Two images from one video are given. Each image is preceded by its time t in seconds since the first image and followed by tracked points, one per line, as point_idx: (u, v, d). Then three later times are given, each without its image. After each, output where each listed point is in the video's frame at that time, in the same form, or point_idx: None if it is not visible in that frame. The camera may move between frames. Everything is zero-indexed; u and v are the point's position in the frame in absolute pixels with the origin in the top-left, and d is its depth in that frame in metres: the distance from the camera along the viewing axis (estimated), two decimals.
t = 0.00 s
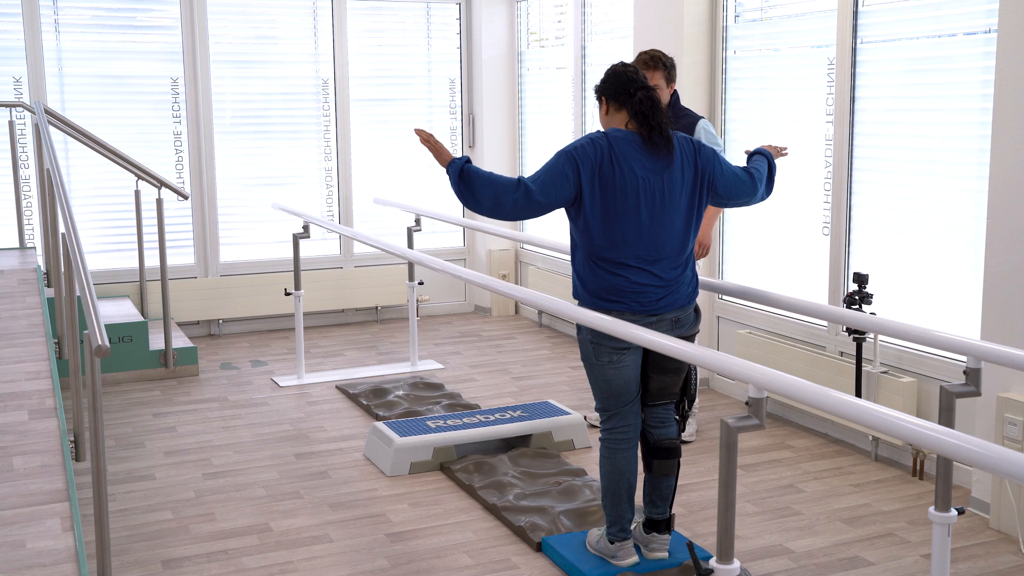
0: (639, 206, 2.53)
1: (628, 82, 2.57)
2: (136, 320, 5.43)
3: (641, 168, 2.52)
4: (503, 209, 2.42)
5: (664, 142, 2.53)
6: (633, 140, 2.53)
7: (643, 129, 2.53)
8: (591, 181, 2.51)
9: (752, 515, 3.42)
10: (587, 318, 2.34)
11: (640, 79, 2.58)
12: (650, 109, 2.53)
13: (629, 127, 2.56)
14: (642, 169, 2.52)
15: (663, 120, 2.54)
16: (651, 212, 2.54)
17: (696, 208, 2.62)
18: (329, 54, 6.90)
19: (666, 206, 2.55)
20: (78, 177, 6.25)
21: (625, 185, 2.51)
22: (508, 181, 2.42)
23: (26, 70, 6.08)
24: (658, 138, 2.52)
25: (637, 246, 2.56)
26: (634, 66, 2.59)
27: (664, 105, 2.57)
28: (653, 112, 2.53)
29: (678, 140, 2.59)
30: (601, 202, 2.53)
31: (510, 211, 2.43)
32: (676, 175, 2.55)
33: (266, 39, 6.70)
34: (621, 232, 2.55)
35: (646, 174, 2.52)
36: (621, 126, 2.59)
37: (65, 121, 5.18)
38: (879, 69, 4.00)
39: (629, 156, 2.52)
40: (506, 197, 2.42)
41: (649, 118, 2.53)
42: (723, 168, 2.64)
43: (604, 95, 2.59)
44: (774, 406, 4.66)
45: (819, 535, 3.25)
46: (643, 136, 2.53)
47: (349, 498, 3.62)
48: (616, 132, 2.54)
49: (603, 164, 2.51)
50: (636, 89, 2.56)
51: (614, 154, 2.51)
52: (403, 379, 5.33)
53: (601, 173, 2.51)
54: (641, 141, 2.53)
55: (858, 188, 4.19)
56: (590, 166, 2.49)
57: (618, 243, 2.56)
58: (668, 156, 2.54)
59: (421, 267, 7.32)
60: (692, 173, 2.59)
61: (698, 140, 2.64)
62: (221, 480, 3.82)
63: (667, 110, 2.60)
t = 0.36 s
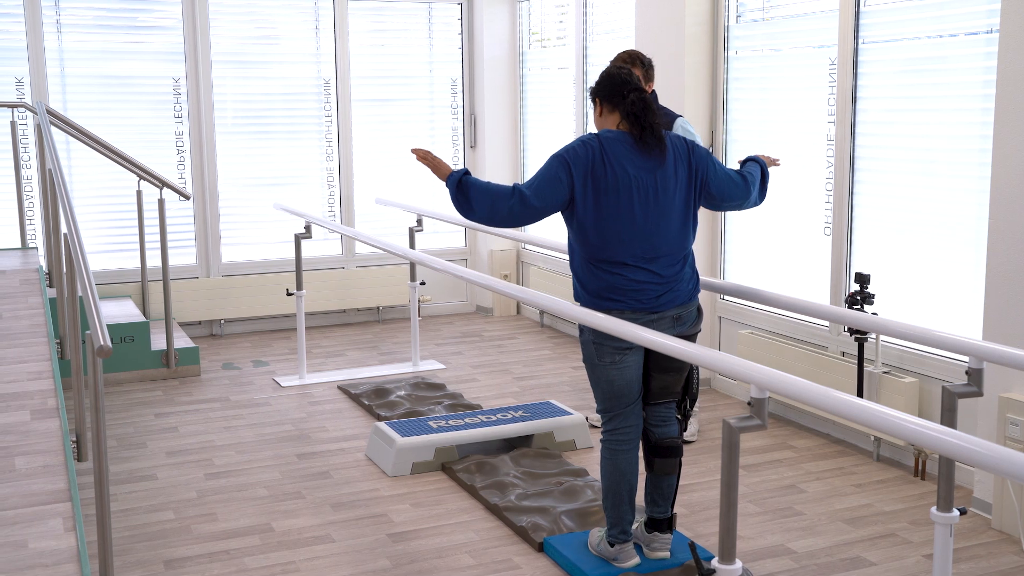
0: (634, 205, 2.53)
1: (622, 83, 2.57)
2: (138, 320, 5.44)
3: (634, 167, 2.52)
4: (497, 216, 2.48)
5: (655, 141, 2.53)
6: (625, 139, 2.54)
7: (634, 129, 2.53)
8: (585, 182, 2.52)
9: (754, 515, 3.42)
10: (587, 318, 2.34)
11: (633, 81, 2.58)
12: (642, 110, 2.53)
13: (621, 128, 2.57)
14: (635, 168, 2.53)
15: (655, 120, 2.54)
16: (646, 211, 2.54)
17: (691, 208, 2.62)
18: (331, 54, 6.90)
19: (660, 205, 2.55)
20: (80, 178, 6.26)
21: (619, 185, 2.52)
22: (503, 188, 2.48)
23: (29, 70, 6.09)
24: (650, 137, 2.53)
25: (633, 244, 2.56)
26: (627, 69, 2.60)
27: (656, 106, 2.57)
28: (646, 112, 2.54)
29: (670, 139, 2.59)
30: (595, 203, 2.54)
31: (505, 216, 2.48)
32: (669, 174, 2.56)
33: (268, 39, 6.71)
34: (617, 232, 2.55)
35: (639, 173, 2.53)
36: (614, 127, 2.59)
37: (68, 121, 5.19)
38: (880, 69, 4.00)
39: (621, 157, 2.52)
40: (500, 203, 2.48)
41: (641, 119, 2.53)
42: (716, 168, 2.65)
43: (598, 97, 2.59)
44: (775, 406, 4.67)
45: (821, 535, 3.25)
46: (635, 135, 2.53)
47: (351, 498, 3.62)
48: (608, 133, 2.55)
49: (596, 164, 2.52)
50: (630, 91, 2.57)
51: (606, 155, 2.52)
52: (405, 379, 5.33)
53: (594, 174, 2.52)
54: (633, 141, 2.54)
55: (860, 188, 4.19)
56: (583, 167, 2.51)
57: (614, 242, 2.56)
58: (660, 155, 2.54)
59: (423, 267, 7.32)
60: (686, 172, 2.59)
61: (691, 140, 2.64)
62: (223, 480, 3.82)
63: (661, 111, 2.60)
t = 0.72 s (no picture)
0: (638, 209, 2.55)
1: (626, 88, 2.62)
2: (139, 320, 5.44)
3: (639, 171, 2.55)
4: (529, 254, 2.58)
5: (659, 145, 2.57)
6: (630, 143, 2.57)
7: (639, 132, 2.57)
8: (592, 187, 2.54)
9: (756, 515, 3.42)
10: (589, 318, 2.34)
11: (638, 86, 2.64)
12: (647, 114, 2.58)
13: (625, 131, 2.60)
14: (640, 172, 2.55)
15: (659, 124, 2.59)
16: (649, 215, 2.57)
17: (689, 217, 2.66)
18: (332, 54, 6.91)
19: (662, 209, 2.58)
20: (82, 178, 6.26)
21: (624, 188, 2.54)
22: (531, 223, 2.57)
23: (30, 70, 6.09)
24: (654, 142, 2.57)
25: (634, 247, 2.57)
26: (631, 75, 2.65)
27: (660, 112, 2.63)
28: (649, 117, 2.58)
29: (672, 145, 2.64)
30: (601, 208, 2.55)
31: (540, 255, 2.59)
32: (670, 180, 2.59)
33: (270, 39, 6.71)
34: (620, 234, 2.56)
35: (643, 176, 2.56)
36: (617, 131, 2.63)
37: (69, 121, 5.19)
38: (882, 69, 3.99)
39: (627, 160, 2.55)
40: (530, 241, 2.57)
41: (646, 122, 2.58)
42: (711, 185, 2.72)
43: (601, 100, 2.63)
44: (776, 406, 4.66)
45: (822, 535, 3.25)
46: (639, 138, 2.57)
47: (352, 498, 3.62)
48: (611, 135, 2.59)
49: (602, 167, 2.54)
50: (634, 96, 2.62)
51: (612, 157, 2.54)
52: (407, 379, 5.33)
53: (601, 177, 2.53)
54: (638, 144, 2.57)
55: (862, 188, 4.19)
56: (590, 171, 2.53)
57: (616, 245, 2.57)
58: (662, 160, 2.58)
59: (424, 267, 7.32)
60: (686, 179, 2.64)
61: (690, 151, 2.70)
62: (225, 480, 3.82)
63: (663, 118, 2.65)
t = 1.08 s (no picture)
0: (607, 208, 2.71)
1: (591, 91, 2.79)
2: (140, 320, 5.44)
3: (606, 171, 2.70)
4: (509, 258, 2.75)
5: (626, 147, 2.72)
6: (599, 144, 2.72)
7: (607, 134, 2.72)
8: (564, 187, 2.69)
9: (757, 516, 3.41)
10: (589, 316, 2.36)
11: (603, 89, 2.80)
12: (613, 116, 2.74)
13: (592, 132, 2.77)
14: (608, 172, 2.71)
15: (625, 125, 2.74)
16: (618, 213, 2.71)
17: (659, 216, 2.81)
18: (333, 53, 6.90)
19: (630, 208, 2.72)
20: (82, 178, 6.26)
21: (593, 187, 2.70)
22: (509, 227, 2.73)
23: (30, 70, 6.09)
24: (621, 143, 2.72)
25: (602, 245, 2.74)
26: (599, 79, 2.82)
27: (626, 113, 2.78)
28: (615, 119, 2.74)
29: (639, 146, 2.78)
30: (571, 208, 2.71)
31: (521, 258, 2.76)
32: (638, 179, 2.74)
33: (271, 39, 6.70)
34: (589, 232, 2.72)
35: (610, 175, 2.71)
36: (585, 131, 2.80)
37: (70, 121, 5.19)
38: (884, 69, 3.99)
39: (595, 161, 2.70)
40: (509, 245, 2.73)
41: (613, 124, 2.73)
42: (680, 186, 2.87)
43: (570, 103, 2.81)
44: (778, 406, 4.66)
45: (823, 536, 3.24)
46: (607, 139, 2.72)
47: (353, 498, 3.62)
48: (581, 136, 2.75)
49: (572, 167, 2.69)
50: (600, 99, 2.78)
51: (581, 159, 2.70)
52: (407, 379, 5.33)
53: (571, 177, 2.69)
54: (606, 146, 2.72)
55: (863, 189, 4.18)
56: (561, 173, 2.68)
57: (586, 242, 2.74)
58: (630, 161, 2.73)
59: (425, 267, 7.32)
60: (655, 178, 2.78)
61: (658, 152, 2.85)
62: (225, 480, 3.82)
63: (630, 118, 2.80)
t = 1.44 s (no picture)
0: (557, 195, 2.91)
1: (541, 80, 2.95)
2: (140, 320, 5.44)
3: (555, 156, 2.89)
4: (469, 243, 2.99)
5: (571, 133, 2.92)
6: (545, 132, 2.91)
7: (553, 122, 2.91)
8: (514, 177, 2.89)
9: (758, 516, 3.41)
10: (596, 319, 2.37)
11: (552, 77, 2.96)
12: (559, 103, 2.91)
13: (541, 121, 2.94)
14: (556, 159, 2.89)
15: (571, 111, 2.93)
16: (568, 196, 2.92)
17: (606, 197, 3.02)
18: (334, 53, 6.90)
19: (578, 192, 2.93)
20: (83, 178, 6.26)
21: (543, 173, 2.89)
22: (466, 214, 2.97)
23: (31, 70, 6.09)
24: (567, 129, 2.92)
25: (557, 230, 2.94)
26: (547, 69, 2.99)
27: (572, 99, 2.96)
28: (562, 106, 2.92)
29: (584, 130, 2.98)
30: (524, 197, 2.91)
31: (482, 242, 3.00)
32: (585, 163, 2.93)
33: (272, 39, 6.70)
34: (543, 219, 2.93)
35: (559, 161, 2.90)
36: (535, 120, 2.97)
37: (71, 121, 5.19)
38: (885, 69, 3.98)
39: (543, 149, 2.89)
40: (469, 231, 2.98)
41: (559, 111, 2.92)
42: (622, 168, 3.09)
43: (522, 93, 2.97)
44: (778, 406, 4.65)
45: (823, 536, 3.24)
46: (553, 127, 2.91)
47: (353, 498, 3.62)
48: (530, 126, 2.93)
49: (521, 157, 2.88)
50: (547, 87, 2.94)
51: (529, 149, 2.89)
52: (408, 379, 5.33)
53: (521, 164, 2.88)
54: (553, 133, 2.91)
55: (865, 188, 4.17)
56: (510, 163, 2.88)
57: (541, 228, 2.95)
58: (576, 146, 2.93)
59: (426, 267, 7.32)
60: (601, 161, 2.99)
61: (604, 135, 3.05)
62: (225, 480, 3.82)
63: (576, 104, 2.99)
